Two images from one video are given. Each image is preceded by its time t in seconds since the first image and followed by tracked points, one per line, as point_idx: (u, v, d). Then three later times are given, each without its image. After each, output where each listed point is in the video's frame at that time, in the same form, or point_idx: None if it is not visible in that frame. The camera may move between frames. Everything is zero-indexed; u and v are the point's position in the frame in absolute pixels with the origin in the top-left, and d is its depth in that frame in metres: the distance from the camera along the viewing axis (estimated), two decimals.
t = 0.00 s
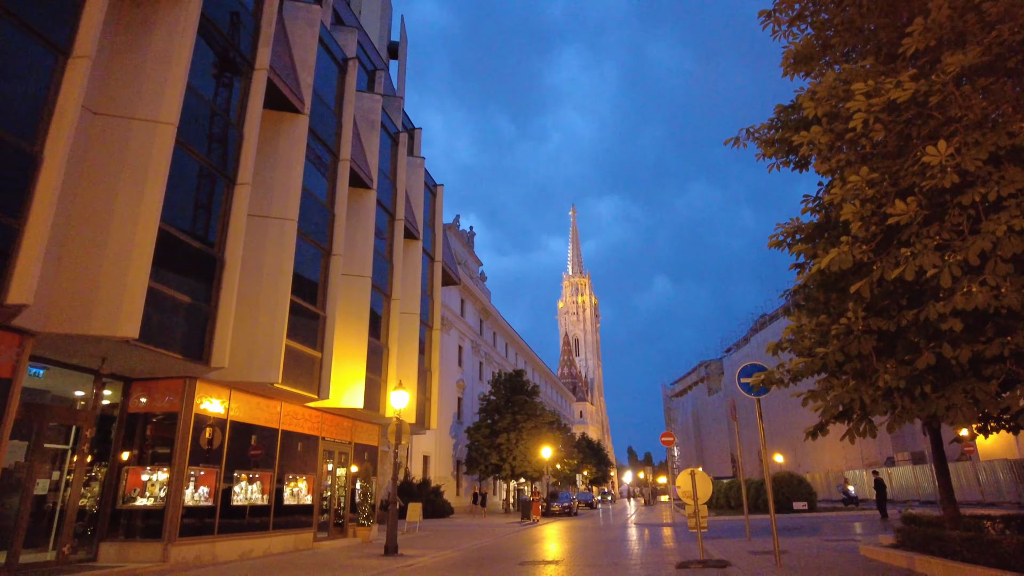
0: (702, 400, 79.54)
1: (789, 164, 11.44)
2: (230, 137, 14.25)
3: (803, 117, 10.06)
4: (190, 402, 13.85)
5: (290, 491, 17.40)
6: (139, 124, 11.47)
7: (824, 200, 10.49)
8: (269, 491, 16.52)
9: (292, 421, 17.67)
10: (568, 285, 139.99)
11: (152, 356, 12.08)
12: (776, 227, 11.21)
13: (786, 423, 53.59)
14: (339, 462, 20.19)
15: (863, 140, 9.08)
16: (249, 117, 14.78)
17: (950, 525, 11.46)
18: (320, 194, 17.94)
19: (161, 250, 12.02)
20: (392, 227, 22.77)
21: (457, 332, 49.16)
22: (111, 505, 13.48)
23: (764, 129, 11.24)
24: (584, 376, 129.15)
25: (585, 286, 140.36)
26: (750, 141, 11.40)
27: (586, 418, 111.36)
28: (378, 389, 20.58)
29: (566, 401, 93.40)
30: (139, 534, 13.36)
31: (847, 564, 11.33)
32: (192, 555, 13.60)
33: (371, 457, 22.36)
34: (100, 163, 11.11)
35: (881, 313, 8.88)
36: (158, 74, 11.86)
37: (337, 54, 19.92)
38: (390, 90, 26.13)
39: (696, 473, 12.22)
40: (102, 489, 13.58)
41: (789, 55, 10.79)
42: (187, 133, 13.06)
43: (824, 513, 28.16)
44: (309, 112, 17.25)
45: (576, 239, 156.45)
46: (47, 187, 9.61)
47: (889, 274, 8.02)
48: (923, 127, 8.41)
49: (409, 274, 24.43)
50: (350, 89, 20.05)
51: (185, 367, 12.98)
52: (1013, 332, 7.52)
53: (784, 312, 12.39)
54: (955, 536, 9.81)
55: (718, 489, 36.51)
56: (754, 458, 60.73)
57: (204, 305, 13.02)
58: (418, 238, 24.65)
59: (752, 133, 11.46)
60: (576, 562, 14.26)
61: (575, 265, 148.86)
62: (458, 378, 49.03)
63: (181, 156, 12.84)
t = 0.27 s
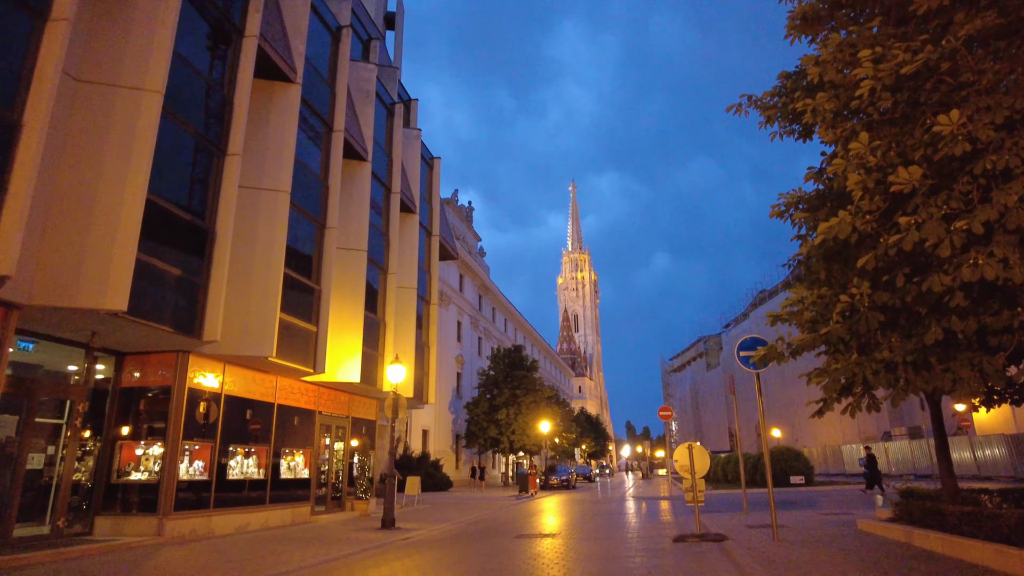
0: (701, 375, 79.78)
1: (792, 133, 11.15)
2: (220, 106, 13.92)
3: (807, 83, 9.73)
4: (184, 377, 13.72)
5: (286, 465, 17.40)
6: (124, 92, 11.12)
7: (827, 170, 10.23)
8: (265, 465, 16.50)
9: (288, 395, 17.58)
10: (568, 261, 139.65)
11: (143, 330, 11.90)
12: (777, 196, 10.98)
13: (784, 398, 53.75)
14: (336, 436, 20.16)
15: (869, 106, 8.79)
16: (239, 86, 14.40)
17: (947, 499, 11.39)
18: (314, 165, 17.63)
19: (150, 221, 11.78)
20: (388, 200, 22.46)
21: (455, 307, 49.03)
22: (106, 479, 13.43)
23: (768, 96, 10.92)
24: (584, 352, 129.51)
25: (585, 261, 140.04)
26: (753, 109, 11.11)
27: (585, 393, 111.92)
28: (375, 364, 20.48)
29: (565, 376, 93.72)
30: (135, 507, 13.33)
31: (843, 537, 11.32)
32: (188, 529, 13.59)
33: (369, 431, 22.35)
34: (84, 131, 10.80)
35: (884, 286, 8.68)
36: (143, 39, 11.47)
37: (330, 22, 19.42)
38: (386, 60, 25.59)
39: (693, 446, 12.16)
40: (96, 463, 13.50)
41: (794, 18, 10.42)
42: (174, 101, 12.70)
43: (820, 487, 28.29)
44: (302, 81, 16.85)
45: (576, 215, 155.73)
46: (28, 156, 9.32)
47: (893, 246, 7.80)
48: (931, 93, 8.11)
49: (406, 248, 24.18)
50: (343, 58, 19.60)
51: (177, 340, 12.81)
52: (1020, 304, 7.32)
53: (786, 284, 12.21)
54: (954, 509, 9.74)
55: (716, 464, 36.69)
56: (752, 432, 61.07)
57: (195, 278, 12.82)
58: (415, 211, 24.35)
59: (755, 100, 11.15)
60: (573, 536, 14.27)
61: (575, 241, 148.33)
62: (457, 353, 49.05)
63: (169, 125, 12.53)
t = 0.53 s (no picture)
0: (698, 353, 79.95)
1: (793, 101, 10.86)
2: (207, 75, 13.54)
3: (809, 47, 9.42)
4: (173, 352, 13.52)
5: (280, 441, 17.30)
6: (105, 58, 10.76)
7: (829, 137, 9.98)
8: (258, 442, 16.40)
9: (281, 371, 17.42)
10: (567, 239, 139.20)
11: (129, 304, 11.68)
12: (777, 165, 10.77)
13: (781, 376, 53.84)
14: (331, 413, 20.05)
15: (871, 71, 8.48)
16: (227, 55, 13.99)
17: (944, 475, 11.27)
18: (305, 137, 17.31)
19: (135, 193, 11.48)
20: (382, 174, 22.13)
21: (453, 285, 48.81)
22: (96, 456, 13.31)
23: (769, 62, 10.60)
24: (582, 330, 129.64)
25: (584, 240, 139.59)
26: (753, 76, 10.81)
27: (582, 371, 112.28)
28: (369, 340, 20.31)
29: (562, 354, 93.89)
30: (125, 484, 13.20)
31: (839, 513, 11.24)
32: (180, 505, 13.50)
33: (365, 408, 22.25)
34: (63, 100, 10.45)
35: (886, 257, 8.45)
36: (123, 4, 11.06)
37: None
38: (380, 31, 25.06)
39: (689, 422, 12.03)
40: (86, 439, 13.33)
41: None
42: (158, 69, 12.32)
43: (816, 464, 28.36)
44: (291, 51, 16.44)
45: (575, 193, 154.88)
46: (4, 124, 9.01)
47: (894, 217, 7.55)
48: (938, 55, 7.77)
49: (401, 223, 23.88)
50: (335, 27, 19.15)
51: (165, 315, 12.59)
52: None
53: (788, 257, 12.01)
54: (952, 485, 9.64)
55: (712, 440, 36.77)
56: (749, 410, 61.30)
57: (183, 252, 12.56)
58: (410, 186, 24.01)
59: (755, 66, 10.85)
60: (568, 511, 14.22)
61: (573, 219, 147.74)
62: (455, 330, 48.95)
63: (153, 94, 12.17)
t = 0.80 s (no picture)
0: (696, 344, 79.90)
1: (791, 85, 10.56)
2: (192, 60, 13.21)
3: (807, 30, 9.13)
4: (159, 345, 13.25)
5: (271, 434, 17.08)
6: (83, 43, 10.47)
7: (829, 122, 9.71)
8: (248, 435, 16.18)
9: (271, 363, 17.17)
10: (564, 230, 138.79)
11: (112, 296, 11.40)
12: (774, 152, 10.52)
13: (779, 367, 53.74)
14: (323, 405, 19.82)
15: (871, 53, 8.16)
16: (212, 40, 13.64)
17: (943, 468, 11.07)
18: (294, 125, 17.08)
19: (116, 181, 11.17)
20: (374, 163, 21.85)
21: (449, 275, 48.54)
22: (81, 450, 13.04)
23: (766, 45, 10.31)
24: (579, 320, 129.53)
25: (582, 230, 139.17)
26: (750, 60, 10.51)
27: (580, 361, 112.23)
28: (361, 331, 20.07)
29: (559, 344, 93.76)
30: (111, 479, 12.95)
31: (836, 506, 11.06)
32: (166, 500, 13.27)
33: (358, 400, 22.03)
34: (39, 85, 10.14)
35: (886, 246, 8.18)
36: None
37: None
38: (372, 17, 24.67)
39: (684, 415, 11.82)
40: (71, 433, 13.06)
41: None
42: (140, 55, 11.99)
43: (812, 455, 28.26)
44: (279, 36, 16.12)
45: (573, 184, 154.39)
46: None
47: (894, 205, 7.27)
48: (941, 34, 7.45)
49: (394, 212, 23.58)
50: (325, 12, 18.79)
51: (149, 307, 12.31)
52: None
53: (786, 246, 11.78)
54: (951, 479, 9.45)
55: (709, 431, 36.65)
56: (746, 400, 61.27)
57: (167, 242, 12.26)
58: (403, 175, 23.71)
59: (752, 50, 10.56)
60: (561, 505, 14.04)
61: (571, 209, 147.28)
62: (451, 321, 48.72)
63: (134, 79, 11.84)
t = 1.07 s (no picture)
0: (695, 343, 79.74)
1: (793, 81, 10.37)
2: (183, 54, 13.00)
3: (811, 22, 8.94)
4: (150, 344, 13.03)
5: (265, 434, 16.86)
6: (69, 34, 10.23)
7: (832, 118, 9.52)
8: (242, 435, 15.97)
9: (265, 363, 16.95)
10: (563, 229, 138.60)
11: (100, 293, 11.18)
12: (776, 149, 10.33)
13: (778, 366, 53.57)
14: (318, 405, 19.60)
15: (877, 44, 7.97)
16: (204, 34, 13.42)
17: (948, 470, 10.85)
18: (288, 121, 17.02)
19: (104, 176, 10.95)
20: (370, 160, 21.69)
21: (447, 274, 48.34)
22: (70, 451, 12.80)
23: (768, 40, 10.11)
24: (578, 320, 129.31)
25: (581, 230, 138.96)
26: (751, 54, 10.32)
27: (579, 361, 111.99)
28: (357, 330, 19.87)
29: (558, 344, 93.53)
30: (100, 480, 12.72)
31: (838, 509, 10.85)
32: (157, 501, 13.04)
33: (354, 400, 21.80)
34: (24, 78, 9.92)
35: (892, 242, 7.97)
36: None
37: None
38: (369, 13, 24.50)
39: (684, 415, 11.62)
40: (60, 433, 12.82)
41: None
42: (129, 47, 11.76)
43: (812, 455, 28.07)
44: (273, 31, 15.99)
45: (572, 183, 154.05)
46: None
47: (902, 198, 7.06)
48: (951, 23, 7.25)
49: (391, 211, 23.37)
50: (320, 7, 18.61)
51: (139, 305, 12.09)
52: None
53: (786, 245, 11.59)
54: (957, 482, 9.23)
55: (708, 431, 36.45)
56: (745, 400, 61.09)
57: (157, 239, 12.04)
58: (400, 172, 23.52)
59: (753, 45, 10.36)
60: (559, 507, 13.82)
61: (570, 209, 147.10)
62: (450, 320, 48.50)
63: (123, 73, 11.63)
